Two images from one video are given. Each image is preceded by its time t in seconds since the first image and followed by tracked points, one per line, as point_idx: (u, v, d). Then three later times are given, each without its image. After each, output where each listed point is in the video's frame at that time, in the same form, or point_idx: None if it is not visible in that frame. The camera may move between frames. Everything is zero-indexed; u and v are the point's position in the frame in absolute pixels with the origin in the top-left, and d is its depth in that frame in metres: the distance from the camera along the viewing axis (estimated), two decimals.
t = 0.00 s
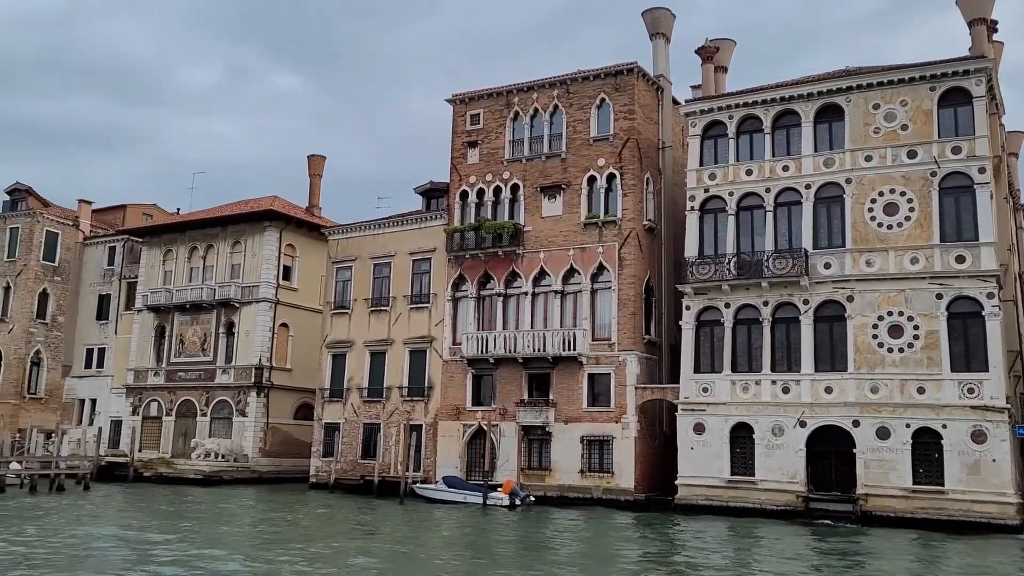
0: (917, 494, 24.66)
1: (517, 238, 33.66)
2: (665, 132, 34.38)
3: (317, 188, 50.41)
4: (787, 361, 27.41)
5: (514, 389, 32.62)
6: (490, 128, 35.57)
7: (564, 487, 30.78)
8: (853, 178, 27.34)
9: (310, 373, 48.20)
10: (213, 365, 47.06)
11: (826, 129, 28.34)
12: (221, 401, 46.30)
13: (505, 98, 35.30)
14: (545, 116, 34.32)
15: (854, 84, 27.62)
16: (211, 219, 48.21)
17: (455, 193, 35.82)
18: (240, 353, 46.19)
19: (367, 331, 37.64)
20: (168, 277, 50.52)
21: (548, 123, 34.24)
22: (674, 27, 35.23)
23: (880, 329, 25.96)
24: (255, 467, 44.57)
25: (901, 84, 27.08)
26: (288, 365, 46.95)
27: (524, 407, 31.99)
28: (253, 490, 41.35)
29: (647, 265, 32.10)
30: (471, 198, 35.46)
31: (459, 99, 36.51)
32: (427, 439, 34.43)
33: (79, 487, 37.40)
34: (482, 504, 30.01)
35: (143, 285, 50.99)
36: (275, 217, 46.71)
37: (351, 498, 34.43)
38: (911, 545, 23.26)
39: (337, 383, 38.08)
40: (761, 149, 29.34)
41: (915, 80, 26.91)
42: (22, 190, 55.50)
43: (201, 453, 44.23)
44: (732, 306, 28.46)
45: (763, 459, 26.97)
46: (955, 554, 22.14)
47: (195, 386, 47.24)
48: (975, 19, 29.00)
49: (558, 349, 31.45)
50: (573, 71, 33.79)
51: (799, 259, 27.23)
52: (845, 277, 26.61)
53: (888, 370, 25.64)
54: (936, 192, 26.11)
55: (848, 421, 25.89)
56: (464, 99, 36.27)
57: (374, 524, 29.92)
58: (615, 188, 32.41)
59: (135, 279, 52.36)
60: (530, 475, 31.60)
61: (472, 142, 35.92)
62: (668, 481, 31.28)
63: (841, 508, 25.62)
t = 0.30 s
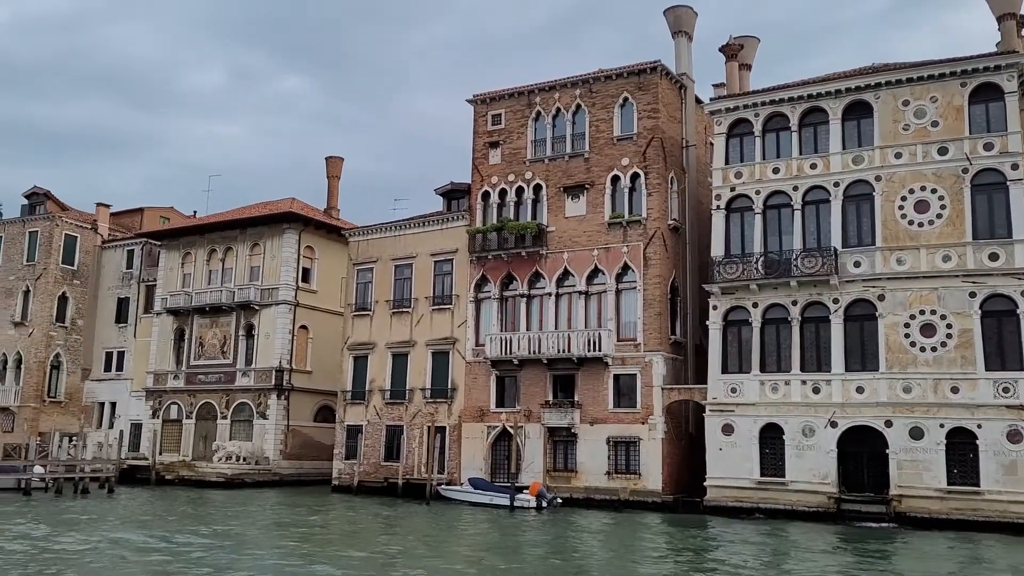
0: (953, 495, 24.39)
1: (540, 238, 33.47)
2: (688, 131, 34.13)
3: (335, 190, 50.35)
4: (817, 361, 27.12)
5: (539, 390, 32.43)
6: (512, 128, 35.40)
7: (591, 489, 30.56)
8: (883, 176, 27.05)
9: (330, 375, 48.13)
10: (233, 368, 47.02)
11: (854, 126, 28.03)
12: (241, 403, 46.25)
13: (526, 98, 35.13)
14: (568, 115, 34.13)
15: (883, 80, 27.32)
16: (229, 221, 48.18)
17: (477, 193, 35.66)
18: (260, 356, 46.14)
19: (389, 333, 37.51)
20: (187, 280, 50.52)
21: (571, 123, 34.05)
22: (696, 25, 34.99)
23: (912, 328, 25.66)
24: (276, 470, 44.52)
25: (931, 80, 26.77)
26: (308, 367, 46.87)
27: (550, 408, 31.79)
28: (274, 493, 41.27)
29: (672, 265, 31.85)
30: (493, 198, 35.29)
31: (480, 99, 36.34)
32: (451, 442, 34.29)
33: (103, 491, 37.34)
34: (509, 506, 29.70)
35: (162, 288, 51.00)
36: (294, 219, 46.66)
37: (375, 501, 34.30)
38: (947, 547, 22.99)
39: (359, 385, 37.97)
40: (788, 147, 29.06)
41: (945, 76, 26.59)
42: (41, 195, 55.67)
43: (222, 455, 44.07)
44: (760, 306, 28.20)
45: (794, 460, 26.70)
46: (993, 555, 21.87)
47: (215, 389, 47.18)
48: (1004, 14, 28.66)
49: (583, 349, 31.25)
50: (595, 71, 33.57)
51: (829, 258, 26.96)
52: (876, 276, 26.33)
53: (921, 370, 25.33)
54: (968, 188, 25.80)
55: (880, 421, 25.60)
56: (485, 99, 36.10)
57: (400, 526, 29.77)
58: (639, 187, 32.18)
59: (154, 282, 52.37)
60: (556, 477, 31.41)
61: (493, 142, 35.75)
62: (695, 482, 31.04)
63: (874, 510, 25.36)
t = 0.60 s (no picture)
0: (996, 497, 24.00)
1: (569, 239, 33.24)
2: (718, 129, 33.83)
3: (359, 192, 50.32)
4: (854, 361, 26.76)
5: (569, 391, 32.20)
6: (539, 128, 35.20)
7: (623, 491, 30.30)
8: (919, 172, 26.66)
9: (356, 377, 48.09)
10: (259, 371, 47.02)
11: (889, 122, 27.64)
12: (268, 406, 46.26)
13: (554, 97, 34.91)
14: (596, 114, 33.88)
15: (919, 76, 26.91)
16: (254, 224, 48.20)
17: (504, 194, 35.47)
18: (286, 359, 46.13)
19: (416, 335, 37.38)
20: (212, 283, 50.58)
21: (599, 122, 33.79)
22: (725, 22, 34.65)
23: (952, 326, 25.29)
24: (303, 472, 44.48)
25: (969, 75, 26.38)
26: (333, 369, 46.84)
27: (581, 410, 31.56)
28: (302, 495, 41.21)
29: (704, 264, 31.54)
30: (521, 199, 35.10)
31: (507, 99, 36.15)
32: (481, 444, 34.12)
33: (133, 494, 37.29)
34: (542, 509, 29.43)
35: (187, 291, 51.09)
36: (319, 221, 46.64)
37: (405, 504, 34.18)
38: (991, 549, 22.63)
39: (387, 388, 37.86)
40: (822, 144, 28.70)
41: (983, 71, 26.19)
42: (66, 199, 55.89)
43: (250, 458, 44.38)
44: (795, 305, 27.85)
45: (832, 461, 26.39)
46: None
47: (241, 392, 47.20)
48: None
49: (614, 350, 30.99)
50: (624, 69, 33.31)
51: (866, 256, 26.62)
52: (913, 274, 25.97)
53: (962, 370, 24.95)
54: (1008, 184, 25.40)
55: (920, 422, 25.22)
56: (512, 99, 35.92)
57: (433, 529, 29.59)
58: (670, 186, 31.90)
59: (179, 285, 52.47)
60: (588, 479, 31.16)
61: (520, 142, 35.55)
62: (729, 483, 30.72)
63: (915, 511, 25.01)
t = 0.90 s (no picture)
0: None
1: (600, 238, 32.98)
2: (749, 126, 33.45)
3: (384, 194, 50.26)
4: (894, 359, 26.37)
5: (602, 391, 31.94)
6: (568, 127, 34.96)
7: (658, 492, 30.02)
8: (960, 167, 26.25)
9: (383, 379, 48.04)
10: (287, 374, 47.02)
11: (927, 117, 27.22)
12: (296, 409, 46.26)
13: (582, 96, 34.66)
14: (626, 112, 33.59)
15: (958, 69, 26.48)
16: (280, 227, 48.22)
17: (533, 194, 35.25)
18: (315, 361, 46.12)
19: (446, 336, 37.23)
20: (239, 286, 50.64)
21: (629, 120, 33.49)
22: (755, 18, 34.29)
23: (995, 324, 24.90)
24: (333, 475, 44.44)
25: (1009, 68, 25.96)
26: (361, 371, 46.80)
27: (614, 411, 31.29)
28: (332, 498, 41.16)
29: (737, 263, 31.19)
30: (550, 199, 34.88)
31: (535, 99, 35.94)
32: (512, 445, 33.93)
33: (167, 498, 37.27)
34: (578, 511, 29.17)
35: (214, 294, 51.17)
36: (346, 223, 46.60)
37: (437, 506, 34.03)
38: None
39: (416, 389, 37.74)
40: (858, 140, 28.31)
41: None
42: (93, 204, 56.21)
43: (281, 460, 44.64)
44: (833, 303, 27.49)
45: (873, 461, 26.05)
46: None
47: (270, 395, 47.23)
48: None
49: (648, 350, 30.71)
50: (654, 67, 32.99)
51: (906, 253, 26.22)
52: (955, 270, 25.59)
53: (1007, 367, 24.54)
54: None
55: (964, 421, 24.81)
56: (540, 99, 35.71)
57: (468, 531, 29.39)
58: (702, 184, 31.57)
59: (206, 289, 52.58)
60: (622, 480, 30.88)
61: (549, 141, 35.33)
62: (766, 483, 30.40)
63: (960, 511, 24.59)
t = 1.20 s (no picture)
0: None
1: (632, 238, 32.67)
2: (782, 122, 33.04)
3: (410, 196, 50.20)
4: (936, 358, 25.96)
5: (636, 392, 31.65)
6: (598, 126, 34.70)
7: (695, 494, 29.66)
8: (1002, 162, 25.86)
9: (411, 381, 47.94)
10: (316, 376, 46.99)
11: (967, 111, 26.81)
12: (325, 411, 46.20)
13: (612, 94, 34.37)
14: (656, 110, 33.26)
15: (1000, 63, 26.06)
16: (307, 229, 48.21)
17: (564, 193, 35.00)
18: (343, 363, 46.06)
19: (476, 337, 37.03)
20: (266, 289, 50.68)
21: (660, 118, 33.17)
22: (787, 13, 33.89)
23: None
24: (363, 477, 44.34)
25: None
26: (389, 374, 46.72)
27: (649, 411, 30.97)
28: (362, 500, 41.07)
29: (773, 261, 30.79)
30: (581, 198, 34.62)
31: (565, 97, 35.71)
32: (545, 447, 33.71)
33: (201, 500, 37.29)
34: (615, 513, 28.89)
35: (241, 297, 51.20)
36: (373, 225, 46.54)
37: (470, 508, 33.85)
38: None
39: (447, 391, 37.58)
40: (896, 135, 27.90)
41: None
42: (121, 208, 56.48)
43: (310, 463, 45.24)
44: (872, 301, 27.09)
45: (916, 461, 25.66)
46: None
47: (298, 397, 47.21)
48: None
49: (683, 350, 30.38)
50: (685, 64, 32.65)
51: (948, 249, 25.82)
52: (999, 267, 25.20)
53: None
54: None
55: (1010, 420, 24.44)
56: (569, 98, 35.48)
57: (503, 533, 29.19)
58: (736, 182, 31.19)
59: (233, 292, 52.65)
60: (658, 482, 30.56)
61: (579, 140, 35.07)
62: (804, 484, 30.01)
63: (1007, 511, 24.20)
